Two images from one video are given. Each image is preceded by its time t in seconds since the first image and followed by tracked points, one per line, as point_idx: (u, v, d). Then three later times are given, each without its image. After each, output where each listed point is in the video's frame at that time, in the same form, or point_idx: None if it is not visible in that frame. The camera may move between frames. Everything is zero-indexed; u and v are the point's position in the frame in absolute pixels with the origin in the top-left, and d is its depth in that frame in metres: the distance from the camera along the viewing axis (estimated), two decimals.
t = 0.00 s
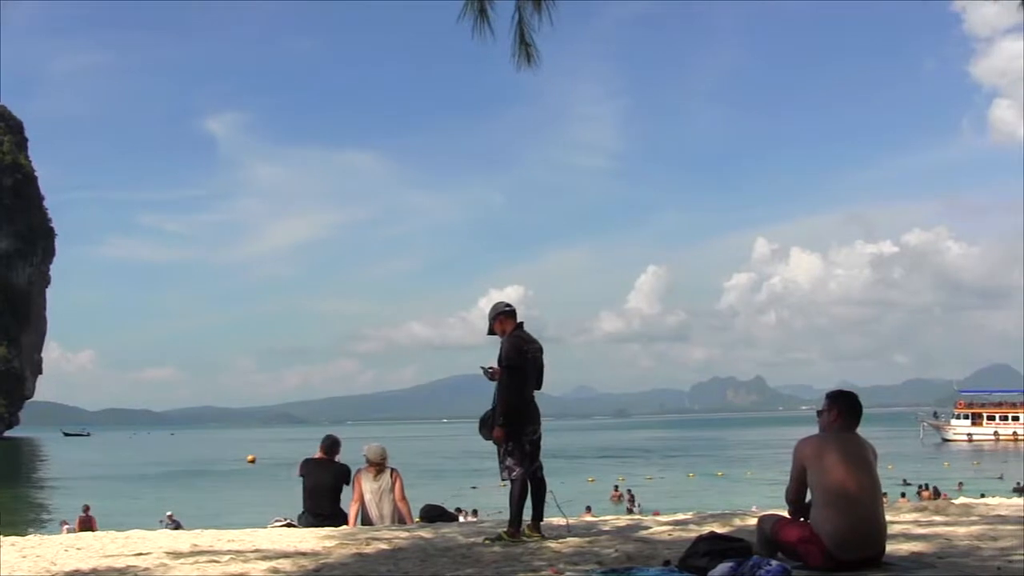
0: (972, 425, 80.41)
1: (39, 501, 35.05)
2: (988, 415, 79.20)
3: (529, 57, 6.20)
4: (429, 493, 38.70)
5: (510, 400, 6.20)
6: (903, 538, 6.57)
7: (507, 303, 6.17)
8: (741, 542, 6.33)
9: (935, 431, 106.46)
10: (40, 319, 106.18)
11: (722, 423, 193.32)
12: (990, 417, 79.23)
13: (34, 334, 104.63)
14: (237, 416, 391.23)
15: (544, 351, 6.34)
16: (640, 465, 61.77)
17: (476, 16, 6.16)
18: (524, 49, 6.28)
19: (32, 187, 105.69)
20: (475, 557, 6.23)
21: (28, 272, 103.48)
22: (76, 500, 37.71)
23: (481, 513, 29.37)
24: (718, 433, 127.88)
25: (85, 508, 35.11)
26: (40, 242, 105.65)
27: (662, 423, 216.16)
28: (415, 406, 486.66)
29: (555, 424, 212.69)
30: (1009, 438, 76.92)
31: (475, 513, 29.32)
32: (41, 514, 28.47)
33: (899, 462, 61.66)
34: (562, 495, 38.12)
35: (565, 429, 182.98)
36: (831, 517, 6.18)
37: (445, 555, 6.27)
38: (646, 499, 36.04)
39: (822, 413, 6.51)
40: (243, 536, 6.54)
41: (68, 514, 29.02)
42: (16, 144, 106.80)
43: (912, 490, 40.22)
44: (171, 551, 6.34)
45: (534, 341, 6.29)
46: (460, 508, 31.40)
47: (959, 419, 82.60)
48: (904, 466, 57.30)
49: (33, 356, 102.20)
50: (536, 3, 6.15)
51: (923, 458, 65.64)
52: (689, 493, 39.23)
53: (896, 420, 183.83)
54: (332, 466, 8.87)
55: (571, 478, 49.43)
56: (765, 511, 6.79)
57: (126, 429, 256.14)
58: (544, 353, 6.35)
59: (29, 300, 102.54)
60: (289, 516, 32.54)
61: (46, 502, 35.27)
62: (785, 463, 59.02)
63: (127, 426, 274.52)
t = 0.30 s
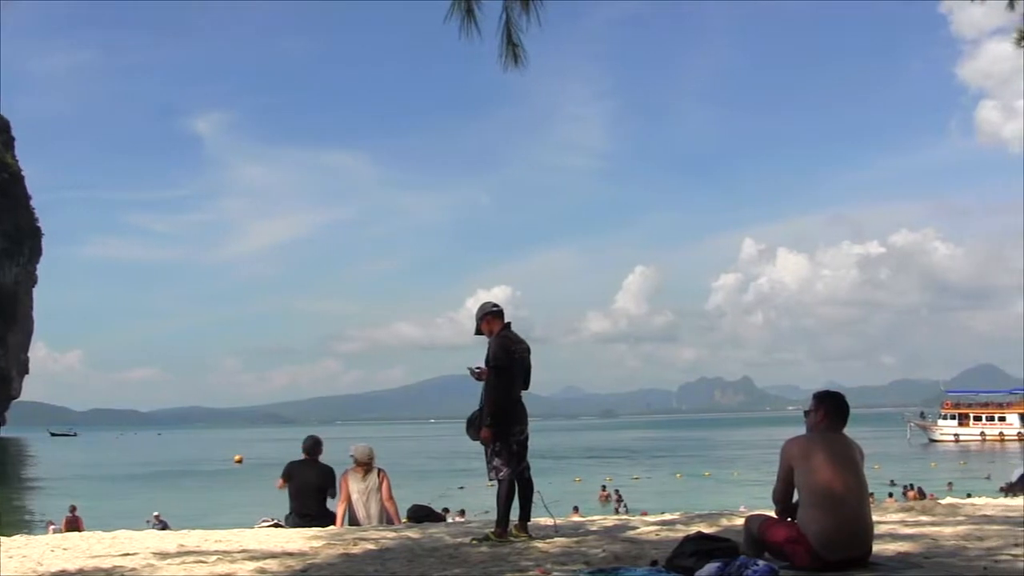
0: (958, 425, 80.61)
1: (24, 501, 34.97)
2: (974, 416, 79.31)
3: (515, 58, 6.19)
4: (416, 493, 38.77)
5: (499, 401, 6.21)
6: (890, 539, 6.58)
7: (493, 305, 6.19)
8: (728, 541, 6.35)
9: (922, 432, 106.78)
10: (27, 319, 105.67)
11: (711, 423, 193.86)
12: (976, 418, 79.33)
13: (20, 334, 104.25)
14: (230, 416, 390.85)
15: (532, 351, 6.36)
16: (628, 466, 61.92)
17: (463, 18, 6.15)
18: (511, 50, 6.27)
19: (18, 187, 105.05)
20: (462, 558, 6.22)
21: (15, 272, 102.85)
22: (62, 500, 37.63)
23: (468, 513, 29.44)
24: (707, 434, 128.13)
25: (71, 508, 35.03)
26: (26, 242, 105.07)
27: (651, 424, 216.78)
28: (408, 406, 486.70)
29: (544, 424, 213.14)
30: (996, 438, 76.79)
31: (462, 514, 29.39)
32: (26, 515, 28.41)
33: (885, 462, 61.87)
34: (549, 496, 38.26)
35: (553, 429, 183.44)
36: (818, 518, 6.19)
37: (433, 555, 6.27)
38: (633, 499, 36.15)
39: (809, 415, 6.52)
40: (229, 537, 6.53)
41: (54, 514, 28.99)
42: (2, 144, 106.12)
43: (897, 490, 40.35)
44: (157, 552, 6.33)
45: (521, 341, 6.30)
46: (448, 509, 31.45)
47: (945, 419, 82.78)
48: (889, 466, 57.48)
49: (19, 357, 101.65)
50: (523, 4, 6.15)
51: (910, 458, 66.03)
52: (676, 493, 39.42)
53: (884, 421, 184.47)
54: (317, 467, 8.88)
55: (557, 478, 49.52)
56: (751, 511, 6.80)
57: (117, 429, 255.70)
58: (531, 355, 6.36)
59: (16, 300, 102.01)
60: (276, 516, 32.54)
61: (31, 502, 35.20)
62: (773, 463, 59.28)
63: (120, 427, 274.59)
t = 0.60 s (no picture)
0: (940, 426, 80.75)
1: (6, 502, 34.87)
2: (956, 416, 79.41)
3: (496, 58, 6.20)
4: (399, 494, 38.87)
5: (481, 402, 6.21)
6: (872, 539, 6.60)
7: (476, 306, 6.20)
8: (710, 542, 6.36)
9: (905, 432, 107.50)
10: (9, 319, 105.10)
11: (697, 424, 194.47)
12: (958, 418, 79.44)
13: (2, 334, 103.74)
14: (220, 416, 390.62)
15: (515, 352, 6.37)
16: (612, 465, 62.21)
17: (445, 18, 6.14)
18: (493, 50, 6.26)
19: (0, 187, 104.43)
20: (445, 558, 6.22)
21: None
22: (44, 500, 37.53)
23: (451, 513, 29.57)
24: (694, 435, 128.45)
25: (53, 509, 34.94)
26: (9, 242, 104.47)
27: (638, 424, 217.15)
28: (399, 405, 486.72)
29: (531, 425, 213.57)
30: (977, 438, 76.60)
31: (445, 514, 29.53)
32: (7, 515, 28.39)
33: (869, 462, 62.28)
34: (532, 496, 38.46)
35: (541, 430, 183.71)
36: (800, 517, 6.20)
37: (416, 554, 6.27)
38: (617, 499, 36.28)
39: (791, 415, 6.54)
40: (212, 537, 6.53)
41: (35, 515, 28.93)
42: None
43: (876, 491, 40.56)
44: (140, 552, 6.33)
45: (504, 341, 6.31)
46: (432, 510, 31.56)
47: (928, 419, 83.06)
48: (872, 467, 57.75)
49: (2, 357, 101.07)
50: (505, 5, 6.16)
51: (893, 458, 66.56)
52: (658, 493, 39.74)
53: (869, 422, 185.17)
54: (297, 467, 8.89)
55: (541, 479, 49.74)
56: (733, 511, 6.82)
57: (107, 429, 255.70)
58: (514, 355, 6.37)
59: None
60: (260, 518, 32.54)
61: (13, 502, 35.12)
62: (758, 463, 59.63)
63: (108, 426, 274.26)
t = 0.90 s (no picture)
0: (912, 428, 80.99)
1: None
2: (927, 417, 79.64)
3: (470, 59, 6.22)
4: (372, 495, 38.91)
5: (453, 403, 6.21)
6: (843, 539, 6.62)
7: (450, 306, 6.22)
8: (682, 543, 6.36)
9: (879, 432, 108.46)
10: None
11: (673, 425, 195.23)
12: (929, 420, 79.75)
13: None
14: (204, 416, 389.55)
15: (487, 353, 6.37)
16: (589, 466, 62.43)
17: (418, 17, 6.15)
18: (466, 51, 6.28)
19: None
20: (418, 558, 6.22)
21: None
22: (14, 501, 37.30)
23: (423, 514, 29.64)
24: (672, 436, 129.14)
25: (24, 510, 34.79)
26: None
27: (617, 425, 217.85)
28: (385, 405, 486.53)
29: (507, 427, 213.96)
30: (948, 439, 77.28)
31: (417, 514, 29.61)
32: None
33: (844, 462, 62.85)
34: (505, 497, 38.62)
35: (519, 431, 184.11)
36: (771, 518, 6.22)
37: (388, 556, 6.26)
38: (589, 500, 36.49)
39: (763, 417, 6.56)
40: (183, 538, 6.51)
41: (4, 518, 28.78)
42: None
43: (843, 492, 40.91)
44: (111, 553, 6.30)
45: (477, 342, 6.32)
46: (405, 510, 31.64)
47: (899, 420, 83.32)
48: (844, 467, 58.20)
49: None
50: (478, 4, 6.18)
51: (868, 458, 67.13)
52: (630, 493, 40.06)
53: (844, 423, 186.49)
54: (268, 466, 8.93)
55: (515, 479, 49.97)
56: (706, 511, 6.83)
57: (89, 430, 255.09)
58: (487, 355, 6.38)
59: None
60: (233, 518, 32.54)
61: None
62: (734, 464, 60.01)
63: (90, 427, 273.40)
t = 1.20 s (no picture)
0: (886, 427, 80.88)
1: None
2: (901, 418, 79.85)
3: (446, 60, 6.23)
4: (347, 496, 38.91)
5: (429, 403, 6.22)
6: (817, 539, 6.66)
7: (425, 307, 6.22)
8: (657, 543, 6.37)
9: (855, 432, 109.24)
10: None
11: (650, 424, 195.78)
12: (904, 420, 79.88)
13: None
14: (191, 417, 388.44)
15: (463, 354, 6.38)
16: (571, 467, 62.46)
17: (393, 17, 6.15)
18: (442, 52, 6.29)
19: None
20: (392, 559, 6.21)
21: None
22: None
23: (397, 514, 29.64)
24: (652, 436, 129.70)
25: None
26: None
27: (596, 425, 218.23)
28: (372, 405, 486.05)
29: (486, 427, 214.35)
30: (922, 440, 77.54)
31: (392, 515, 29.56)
32: None
33: (821, 463, 63.22)
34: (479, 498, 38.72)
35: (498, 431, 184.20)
36: (747, 519, 6.23)
37: (363, 556, 6.26)
38: (566, 500, 36.57)
39: (737, 418, 6.58)
40: (157, 539, 6.51)
41: None
42: None
43: (816, 492, 41.12)
44: (85, 555, 6.29)
45: (452, 343, 6.33)
46: (379, 511, 31.65)
47: (873, 421, 83.43)
48: (822, 467, 58.46)
49: None
50: (453, 5, 6.20)
51: (846, 459, 67.57)
52: (603, 493, 40.31)
53: (817, 424, 187.74)
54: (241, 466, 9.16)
55: (490, 480, 49.93)
56: (680, 512, 6.86)
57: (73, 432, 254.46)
58: (462, 356, 6.39)
59: None
60: (206, 519, 32.46)
61: None
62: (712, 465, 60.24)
63: (73, 429, 272.29)
